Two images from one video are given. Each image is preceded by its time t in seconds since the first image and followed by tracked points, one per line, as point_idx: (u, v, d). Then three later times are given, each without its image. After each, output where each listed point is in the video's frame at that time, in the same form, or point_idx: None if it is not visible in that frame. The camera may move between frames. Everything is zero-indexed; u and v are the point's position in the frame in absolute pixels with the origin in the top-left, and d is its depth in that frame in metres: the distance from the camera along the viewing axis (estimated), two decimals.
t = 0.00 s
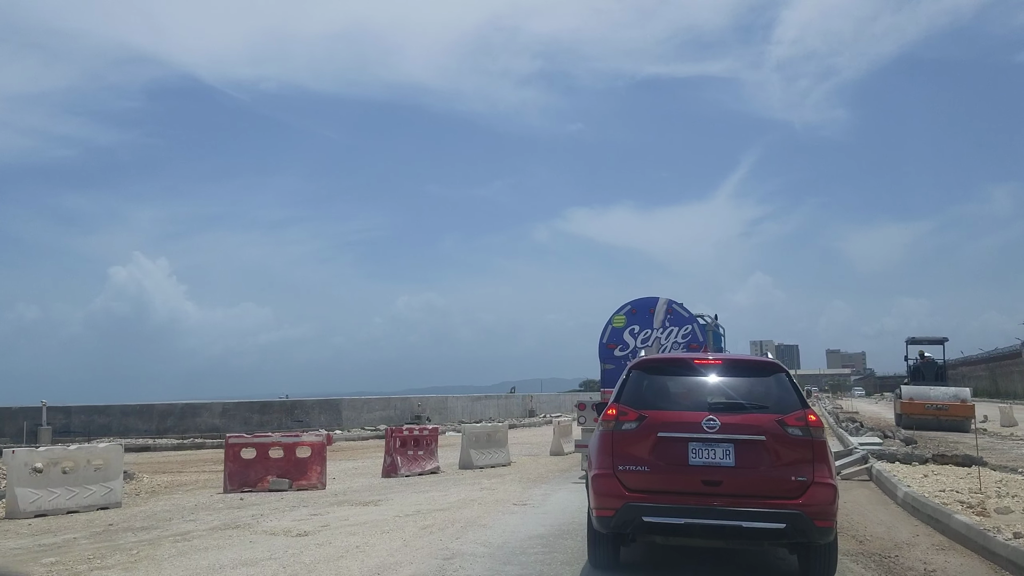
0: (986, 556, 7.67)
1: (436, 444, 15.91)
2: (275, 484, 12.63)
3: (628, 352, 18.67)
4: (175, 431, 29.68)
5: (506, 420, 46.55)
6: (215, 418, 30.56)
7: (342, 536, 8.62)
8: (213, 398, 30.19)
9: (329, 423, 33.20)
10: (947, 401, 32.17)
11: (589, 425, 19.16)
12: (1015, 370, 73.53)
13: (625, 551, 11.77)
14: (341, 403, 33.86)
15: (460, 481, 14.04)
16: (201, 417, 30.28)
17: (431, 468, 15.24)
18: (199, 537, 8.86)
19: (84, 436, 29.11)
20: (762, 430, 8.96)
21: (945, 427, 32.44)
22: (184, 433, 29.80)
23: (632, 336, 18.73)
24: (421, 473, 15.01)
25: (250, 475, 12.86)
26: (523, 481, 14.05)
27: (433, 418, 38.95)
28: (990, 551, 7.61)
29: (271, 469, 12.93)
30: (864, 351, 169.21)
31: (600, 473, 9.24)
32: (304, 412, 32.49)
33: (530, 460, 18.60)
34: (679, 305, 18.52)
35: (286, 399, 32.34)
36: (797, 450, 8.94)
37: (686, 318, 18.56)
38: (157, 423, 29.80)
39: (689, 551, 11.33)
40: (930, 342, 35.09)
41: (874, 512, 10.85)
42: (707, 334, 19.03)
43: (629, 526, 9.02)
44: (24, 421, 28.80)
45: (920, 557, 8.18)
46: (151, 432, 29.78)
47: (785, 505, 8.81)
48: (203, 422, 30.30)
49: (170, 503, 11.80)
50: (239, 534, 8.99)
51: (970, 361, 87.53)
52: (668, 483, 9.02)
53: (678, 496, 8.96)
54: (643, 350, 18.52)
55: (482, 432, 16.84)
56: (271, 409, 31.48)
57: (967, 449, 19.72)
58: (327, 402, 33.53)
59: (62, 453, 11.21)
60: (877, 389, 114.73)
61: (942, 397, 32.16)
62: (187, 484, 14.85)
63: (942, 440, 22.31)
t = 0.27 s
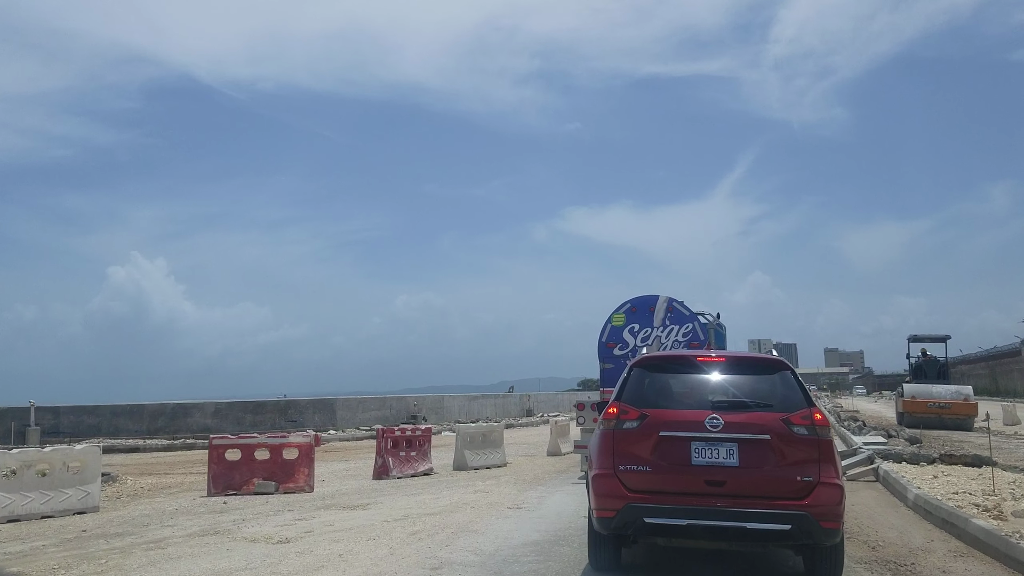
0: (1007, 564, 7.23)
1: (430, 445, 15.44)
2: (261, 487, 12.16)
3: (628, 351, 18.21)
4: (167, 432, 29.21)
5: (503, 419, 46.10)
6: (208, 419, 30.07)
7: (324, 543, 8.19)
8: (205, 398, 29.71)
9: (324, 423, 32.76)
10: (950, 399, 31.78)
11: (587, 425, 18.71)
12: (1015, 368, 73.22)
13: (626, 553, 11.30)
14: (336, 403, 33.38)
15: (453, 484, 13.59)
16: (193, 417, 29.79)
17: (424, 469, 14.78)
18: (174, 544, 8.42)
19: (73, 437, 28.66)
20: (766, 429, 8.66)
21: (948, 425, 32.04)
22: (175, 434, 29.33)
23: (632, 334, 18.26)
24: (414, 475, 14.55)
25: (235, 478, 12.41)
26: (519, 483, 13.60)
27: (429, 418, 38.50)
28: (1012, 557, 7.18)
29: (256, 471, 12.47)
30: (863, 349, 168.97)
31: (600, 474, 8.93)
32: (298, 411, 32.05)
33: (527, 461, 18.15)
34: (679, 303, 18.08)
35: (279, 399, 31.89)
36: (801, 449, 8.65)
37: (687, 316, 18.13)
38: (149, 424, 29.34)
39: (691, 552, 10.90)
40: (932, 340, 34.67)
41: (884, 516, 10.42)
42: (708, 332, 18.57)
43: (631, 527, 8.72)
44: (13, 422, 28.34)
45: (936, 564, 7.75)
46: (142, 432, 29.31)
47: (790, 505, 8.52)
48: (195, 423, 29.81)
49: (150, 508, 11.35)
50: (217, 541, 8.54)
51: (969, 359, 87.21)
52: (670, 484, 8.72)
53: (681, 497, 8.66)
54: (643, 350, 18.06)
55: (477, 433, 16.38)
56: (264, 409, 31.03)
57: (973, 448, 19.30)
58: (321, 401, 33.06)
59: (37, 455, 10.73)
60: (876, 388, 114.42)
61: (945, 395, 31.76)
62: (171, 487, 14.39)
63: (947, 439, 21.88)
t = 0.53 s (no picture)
0: None
1: (424, 447, 15.01)
2: (247, 492, 11.74)
3: (628, 351, 17.77)
4: (159, 434, 28.75)
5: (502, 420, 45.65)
6: (200, 420, 29.59)
7: (307, 551, 7.77)
8: (198, 399, 29.25)
9: (319, 424, 32.31)
10: (953, 399, 31.40)
11: (586, 425, 18.29)
12: (1016, 367, 72.86)
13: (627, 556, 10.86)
14: (331, 404, 32.92)
15: (448, 487, 13.18)
16: (185, 419, 29.32)
17: (417, 472, 14.35)
18: (149, 552, 8.00)
19: (63, 439, 28.20)
20: (771, 428, 8.39)
21: (951, 425, 31.66)
22: (168, 435, 28.87)
23: (633, 333, 17.82)
24: (407, 478, 14.12)
25: (221, 482, 11.97)
26: (516, 486, 13.17)
27: (426, 418, 38.05)
28: None
29: (243, 475, 12.03)
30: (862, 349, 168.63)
31: (601, 475, 8.62)
32: (293, 412, 31.62)
33: (524, 462, 17.72)
34: (681, 301, 17.66)
35: (274, 400, 31.45)
36: (806, 449, 8.38)
37: (688, 314, 17.71)
38: (141, 425, 28.88)
39: (695, 555, 10.50)
40: (935, 339, 34.27)
41: (894, 520, 10.01)
42: (709, 331, 18.16)
43: (632, 530, 8.43)
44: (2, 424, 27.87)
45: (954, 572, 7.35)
46: (134, 434, 28.85)
47: (796, 506, 8.26)
48: (187, 424, 29.34)
49: (131, 513, 10.92)
50: (195, 549, 8.12)
51: (969, 358, 86.84)
52: (672, 485, 8.43)
53: (684, 499, 8.38)
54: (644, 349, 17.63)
55: (473, 434, 15.95)
56: (259, 410, 30.59)
57: (980, 449, 18.90)
58: (317, 402, 32.60)
59: (11, 459, 10.29)
60: (876, 387, 114.08)
61: (948, 394, 31.37)
62: (157, 491, 13.96)
63: (952, 440, 21.48)
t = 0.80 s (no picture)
0: None
1: (418, 448, 14.60)
2: (234, 495, 11.36)
3: (629, 351, 17.37)
4: (152, 434, 28.34)
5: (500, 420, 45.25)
6: (194, 420, 29.16)
7: (290, 560, 7.37)
8: (192, 399, 28.83)
9: (315, 425, 31.90)
10: (956, 398, 31.03)
11: (585, 426, 17.89)
12: (1017, 366, 72.50)
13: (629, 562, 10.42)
14: (327, 404, 32.51)
15: (442, 490, 12.79)
16: (179, 419, 28.90)
17: (411, 474, 13.95)
18: (123, 561, 7.60)
19: (55, 440, 27.79)
20: (778, 431, 7.99)
21: (955, 425, 31.29)
22: (161, 435, 28.46)
23: (634, 333, 17.42)
24: (401, 480, 13.72)
25: (207, 485, 11.57)
26: (512, 489, 12.76)
27: (424, 418, 37.64)
28: None
29: (230, 478, 11.63)
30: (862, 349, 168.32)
31: (602, 479, 8.26)
32: (288, 412, 31.24)
33: (521, 464, 17.33)
34: (682, 300, 17.28)
35: (269, 400, 31.08)
36: (815, 452, 7.99)
37: (690, 313, 17.33)
38: (133, 426, 28.47)
39: (699, 561, 10.11)
40: (938, 338, 33.90)
41: (905, 525, 9.62)
42: (711, 331, 17.77)
43: (635, 536, 8.06)
44: None
45: None
46: (126, 435, 28.46)
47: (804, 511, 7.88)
48: (181, 424, 28.92)
49: (112, 517, 10.51)
50: (173, 557, 7.72)
51: (970, 358, 86.49)
52: (676, 489, 8.05)
53: (688, 503, 8.00)
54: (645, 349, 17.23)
55: (468, 435, 15.54)
56: (253, 410, 30.19)
57: (987, 450, 18.50)
58: (312, 402, 32.19)
59: None
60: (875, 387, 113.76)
61: (951, 394, 31.00)
62: (143, 493, 13.56)
63: (957, 441, 21.10)
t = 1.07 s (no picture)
0: None
1: (411, 449, 14.22)
2: (220, 498, 10.98)
3: (629, 350, 17.01)
4: (144, 435, 27.93)
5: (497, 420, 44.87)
6: (187, 421, 28.74)
7: (273, 568, 7.00)
8: (185, 399, 28.42)
9: (310, 425, 31.51)
10: (958, 398, 30.69)
11: (583, 427, 17.52)
12: (1016, 365, 72.26)
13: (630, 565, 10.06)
14: (322, 403, 32.13)
15: (436, 492, 12.42)
16: (171, 419, 28.49)
17: (405, 476, 13.58)
18: (98, 569, 7.22)
19: (45, 441, 27.40)
20: (784, 430, 7.64)
21: (956, 425, 30.95)
22: (153, 436, 28.05)
23: (634, 332, 17.06)
24: (394, 482, 13.35)
25: (192, 488, 11.19)
26: (508, 491, 12.39)
27: (420, 419, 37.26)
28: None
29: (216, 480, 11.27)
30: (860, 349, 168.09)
31: (603, 479, 7.91)
32: (282, 412, 30.88)
33: (518, 465, 16.97)
34: (683, 299, 16.92)
35: (263, 400, 30.72)
36: (822, 451, 7.64)
37: (691, 312, 16.97)
38: (125, 426, 28.06)
39: (702, 563, 9.77)
40: (940, 337, 33.56)
41: (916, 529, 9.27)
42: (712, 330, 17.42)
43: (637, 538, 7.72)
44: None
45: None
46: (118, 435, 28.07)
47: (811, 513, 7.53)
48: (174, 424, 28.51)
49: (93, 521, 10.14)
50: (151, 565, 7.35)
51: (969, 358, 86.26)
52: (679, 490, 7.71)
53: (691, 505, 7.66)
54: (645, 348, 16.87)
55: (464, 436, 15.17)
56: (247, 410, 29.82)
57: (993, 451, 18.15)
58: (307, 402, 31.79)
59: None
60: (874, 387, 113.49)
61: (953, 394, 30.66)
62: (129, 496, 13.19)
63: (961, 441, 20.77)
